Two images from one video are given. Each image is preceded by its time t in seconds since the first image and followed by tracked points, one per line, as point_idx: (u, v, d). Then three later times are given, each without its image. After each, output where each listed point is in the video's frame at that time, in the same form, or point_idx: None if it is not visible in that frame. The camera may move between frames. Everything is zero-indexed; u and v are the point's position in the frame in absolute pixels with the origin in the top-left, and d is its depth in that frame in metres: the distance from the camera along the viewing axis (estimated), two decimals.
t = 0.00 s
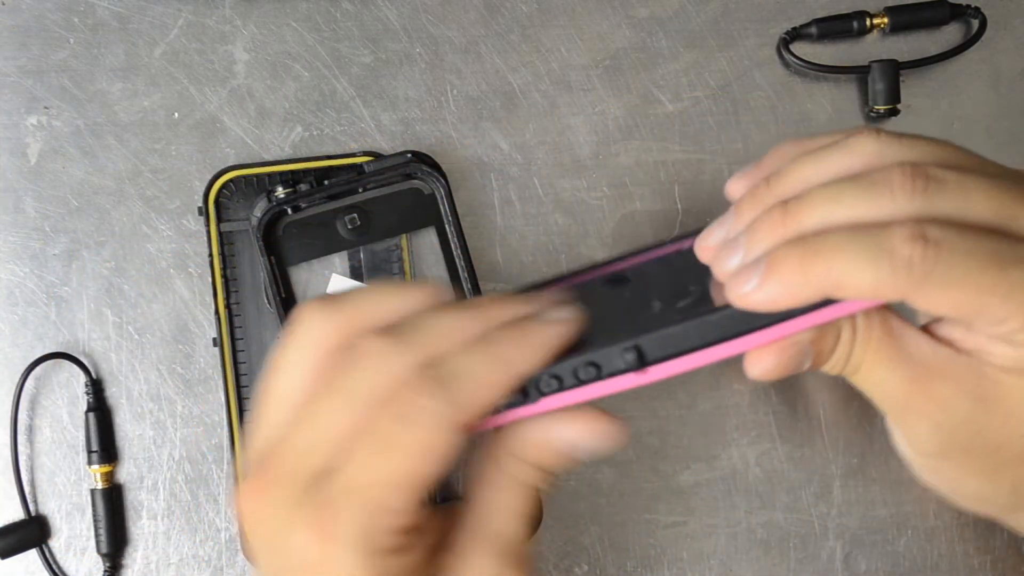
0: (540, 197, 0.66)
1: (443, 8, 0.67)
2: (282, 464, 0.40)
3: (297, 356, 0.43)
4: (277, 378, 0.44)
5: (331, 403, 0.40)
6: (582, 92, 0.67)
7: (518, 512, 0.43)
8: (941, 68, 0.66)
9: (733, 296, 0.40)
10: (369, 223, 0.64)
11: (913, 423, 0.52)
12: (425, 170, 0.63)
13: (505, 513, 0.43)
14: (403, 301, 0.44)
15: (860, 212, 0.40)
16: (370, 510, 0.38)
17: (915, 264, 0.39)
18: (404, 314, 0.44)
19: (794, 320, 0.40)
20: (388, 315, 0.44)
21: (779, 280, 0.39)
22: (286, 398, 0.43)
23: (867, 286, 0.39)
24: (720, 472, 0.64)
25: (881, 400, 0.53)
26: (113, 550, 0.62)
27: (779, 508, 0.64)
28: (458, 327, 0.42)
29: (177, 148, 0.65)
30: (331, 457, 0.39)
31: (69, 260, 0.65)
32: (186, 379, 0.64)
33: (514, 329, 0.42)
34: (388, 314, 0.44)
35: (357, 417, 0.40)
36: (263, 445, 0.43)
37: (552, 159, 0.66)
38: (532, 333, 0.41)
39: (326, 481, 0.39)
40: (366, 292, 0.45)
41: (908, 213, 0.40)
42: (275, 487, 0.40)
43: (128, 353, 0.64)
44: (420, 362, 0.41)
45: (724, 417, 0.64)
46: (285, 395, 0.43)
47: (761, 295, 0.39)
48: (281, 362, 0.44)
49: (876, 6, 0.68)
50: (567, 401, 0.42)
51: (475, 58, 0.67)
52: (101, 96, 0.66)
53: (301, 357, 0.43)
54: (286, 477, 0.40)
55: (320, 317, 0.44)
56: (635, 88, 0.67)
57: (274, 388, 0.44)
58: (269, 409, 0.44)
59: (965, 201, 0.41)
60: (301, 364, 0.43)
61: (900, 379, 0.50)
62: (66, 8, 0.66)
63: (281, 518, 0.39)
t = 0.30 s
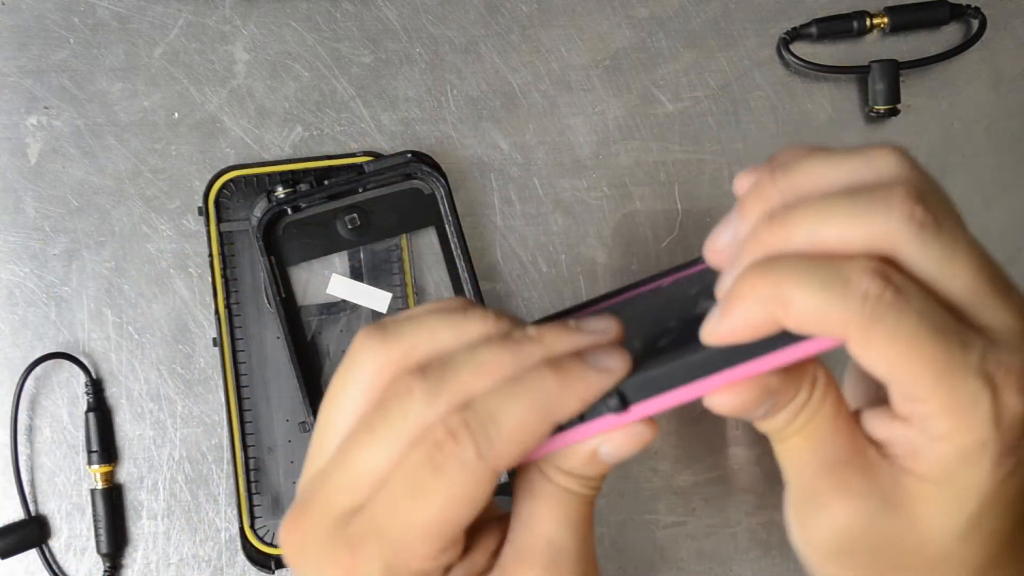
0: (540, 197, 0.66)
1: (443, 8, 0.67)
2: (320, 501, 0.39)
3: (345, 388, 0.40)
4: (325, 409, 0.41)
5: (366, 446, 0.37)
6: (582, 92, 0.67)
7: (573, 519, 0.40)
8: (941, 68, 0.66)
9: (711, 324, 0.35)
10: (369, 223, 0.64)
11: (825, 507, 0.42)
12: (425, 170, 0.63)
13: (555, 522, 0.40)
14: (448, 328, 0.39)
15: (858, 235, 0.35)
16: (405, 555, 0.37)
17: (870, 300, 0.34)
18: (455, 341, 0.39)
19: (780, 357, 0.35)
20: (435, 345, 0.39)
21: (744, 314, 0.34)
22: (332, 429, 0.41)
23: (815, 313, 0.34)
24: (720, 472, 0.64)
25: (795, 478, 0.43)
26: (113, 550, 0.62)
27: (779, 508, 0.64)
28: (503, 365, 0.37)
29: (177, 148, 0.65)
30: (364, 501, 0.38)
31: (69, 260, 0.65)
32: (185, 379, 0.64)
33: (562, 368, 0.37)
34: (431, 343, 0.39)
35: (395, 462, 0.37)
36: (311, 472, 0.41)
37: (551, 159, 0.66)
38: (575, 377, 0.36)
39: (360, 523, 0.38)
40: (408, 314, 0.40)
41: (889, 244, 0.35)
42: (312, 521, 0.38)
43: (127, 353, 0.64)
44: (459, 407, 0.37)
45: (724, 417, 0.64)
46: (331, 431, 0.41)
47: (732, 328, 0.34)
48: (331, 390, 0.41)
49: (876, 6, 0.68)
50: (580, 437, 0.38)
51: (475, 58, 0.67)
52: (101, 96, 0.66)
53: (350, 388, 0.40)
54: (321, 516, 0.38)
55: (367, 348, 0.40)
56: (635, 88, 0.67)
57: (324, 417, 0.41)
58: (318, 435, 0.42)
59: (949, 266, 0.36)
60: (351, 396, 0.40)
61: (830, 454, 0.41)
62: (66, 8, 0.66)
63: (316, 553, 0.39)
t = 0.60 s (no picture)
0: (540, 197, 0.66)
1: (443, 8, 0.67)
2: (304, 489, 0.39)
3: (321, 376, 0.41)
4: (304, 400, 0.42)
5: (341, 426, 0.39)
6: (582, 92, 0.67)
7: (566, 527, 0.38)
8: (940, 68, 0.66)
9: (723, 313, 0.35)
10: (369, 223, 0.64)
11: (884, 484, 0.44)
12: (425, 170, 0.63)
13: (549, 527, 0.38)
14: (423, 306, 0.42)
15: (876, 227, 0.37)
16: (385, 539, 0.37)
17: (908, 284, 0.35)
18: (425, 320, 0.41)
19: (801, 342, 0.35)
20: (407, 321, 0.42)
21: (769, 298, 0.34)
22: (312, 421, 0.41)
23: (849, 302, 0.34)
24: (720, 472, 0.64)
25: (848, 456, 0.45)
26: (112, 550, 0.62)
27: (779, 508, 0.64)
28: (468, 344, 0.40)
29: (177, 148, 0.65)
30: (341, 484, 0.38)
31: (69, 260, 0.65)
32: (186, 379, 0.64)
33: (523, 342, 0.39)
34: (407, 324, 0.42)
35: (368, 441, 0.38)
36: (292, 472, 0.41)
37: (551, 159, 0.66)
38: (537, 346, 0.39)
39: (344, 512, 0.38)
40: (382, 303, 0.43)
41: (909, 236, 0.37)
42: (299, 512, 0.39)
43: (127, 353, 0.64)
44: (423, 380, 0.39)
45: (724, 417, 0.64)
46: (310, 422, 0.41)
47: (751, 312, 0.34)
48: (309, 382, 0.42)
49: (876, 6, 0.68)
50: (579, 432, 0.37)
51: (475, 58, 0.67)
52: (101, 96, 0.66)
53: (327, 378, 0.41)
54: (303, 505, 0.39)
55: (341, 331, 0.42)
56: (635, 88, 0.67)
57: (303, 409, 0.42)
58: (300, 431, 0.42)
59: (972, 252, 0.38)
60: (328, 383, 0.41)
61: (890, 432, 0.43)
62: (66, 8, 0.66)
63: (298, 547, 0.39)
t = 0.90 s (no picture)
0: (540, 198, 0.66)
1: (443, 8, 0.67)
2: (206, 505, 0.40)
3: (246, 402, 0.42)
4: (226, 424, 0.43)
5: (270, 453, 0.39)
6: (582, 92, 0.67)
7: (441, 539, 0.41)
8: (940, 67, 0.66)
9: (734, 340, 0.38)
10: (369, 223, 0.64)
11: (952, 457, 0.48)
12: (425, 170, 0.63)
13: (423, 539, 0.41)
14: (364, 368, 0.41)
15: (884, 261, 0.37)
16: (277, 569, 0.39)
17: (934, 310, 0.36)
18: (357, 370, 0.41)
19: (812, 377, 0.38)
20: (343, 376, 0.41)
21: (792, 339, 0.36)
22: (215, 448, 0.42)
23: (882, 330, 0.36)
24: (720, 472, 0.64)
25: (911, 442, 0.50)
26: (112, 550, 0.62)
27: (778, 508, 0.64)
28: (389, 391, 0.40)
29: (177, 148, 0.65)
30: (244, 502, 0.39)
31: (69, 260, 0.65)
32: (185, 380, 0.64)
33: (440, 391, 0.39)
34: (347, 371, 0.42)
35: (270, 477, 0.39)
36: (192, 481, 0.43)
37: (552, 159, 0.66)
38: (455, 395, 0.39)
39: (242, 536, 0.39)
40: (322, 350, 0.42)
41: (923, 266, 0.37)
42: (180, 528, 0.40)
43: (127, 353, 0.64)
44: (336, 427, 0.39)
45: (724, 417, 0.64)
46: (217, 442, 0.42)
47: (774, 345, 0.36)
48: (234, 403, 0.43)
49: (876, 6, 0.68)
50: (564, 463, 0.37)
51: (475, 58, 0.67)
52: (101, 96, 0.66)
53: (246, 405, 0.42)
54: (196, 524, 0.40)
55: (270, 369, 0.41)
56: (635, 89, 0.67)
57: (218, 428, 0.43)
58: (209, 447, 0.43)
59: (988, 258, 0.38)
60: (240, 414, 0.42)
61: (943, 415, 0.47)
62: (66, 8, 0.66)
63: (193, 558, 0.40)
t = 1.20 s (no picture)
0: (540, 198, 0.66)
1: (443, 8, 0.67)
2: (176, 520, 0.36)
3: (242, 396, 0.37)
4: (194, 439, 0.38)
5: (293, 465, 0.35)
6: (582, 92, 0.67)
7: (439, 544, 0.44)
8: (941, 67, 0.66)
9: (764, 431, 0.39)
10: (369, 223, 0.64)
11: None
12: (425, 170, 0.63)
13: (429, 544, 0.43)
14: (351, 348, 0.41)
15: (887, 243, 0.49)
16: None
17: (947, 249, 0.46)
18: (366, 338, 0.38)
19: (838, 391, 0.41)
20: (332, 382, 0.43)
21: (842, 437, 0.37)
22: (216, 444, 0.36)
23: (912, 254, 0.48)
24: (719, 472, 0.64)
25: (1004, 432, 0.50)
26: (112, 550, 0.62)
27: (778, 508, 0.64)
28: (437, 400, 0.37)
29: (177, 148, 0.65)
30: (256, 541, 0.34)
31: (69, 260, 0.65)
32: (186, 379, 0.64)
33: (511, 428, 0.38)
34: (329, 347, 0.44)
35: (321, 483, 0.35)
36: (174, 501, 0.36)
37: (552, 159, 0.66)
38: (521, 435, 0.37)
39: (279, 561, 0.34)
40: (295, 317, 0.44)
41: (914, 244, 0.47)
42: (215, 523, 0.34)
43: (127, 353, 0.64)
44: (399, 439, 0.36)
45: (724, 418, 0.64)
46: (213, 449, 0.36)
47: (818, 418, 0.37)
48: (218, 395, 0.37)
49: (876, 6, 0.68)
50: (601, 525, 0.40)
51: (475, 58, 0.67)
52: (101, 96, 0.66)
53: (248, 387, 0.36)
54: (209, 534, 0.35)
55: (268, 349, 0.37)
56: (635, 88, 0.67)
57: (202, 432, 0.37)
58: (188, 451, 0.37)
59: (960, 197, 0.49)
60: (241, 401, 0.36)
61: None
62: (66, 8, 0.66)
63: None
